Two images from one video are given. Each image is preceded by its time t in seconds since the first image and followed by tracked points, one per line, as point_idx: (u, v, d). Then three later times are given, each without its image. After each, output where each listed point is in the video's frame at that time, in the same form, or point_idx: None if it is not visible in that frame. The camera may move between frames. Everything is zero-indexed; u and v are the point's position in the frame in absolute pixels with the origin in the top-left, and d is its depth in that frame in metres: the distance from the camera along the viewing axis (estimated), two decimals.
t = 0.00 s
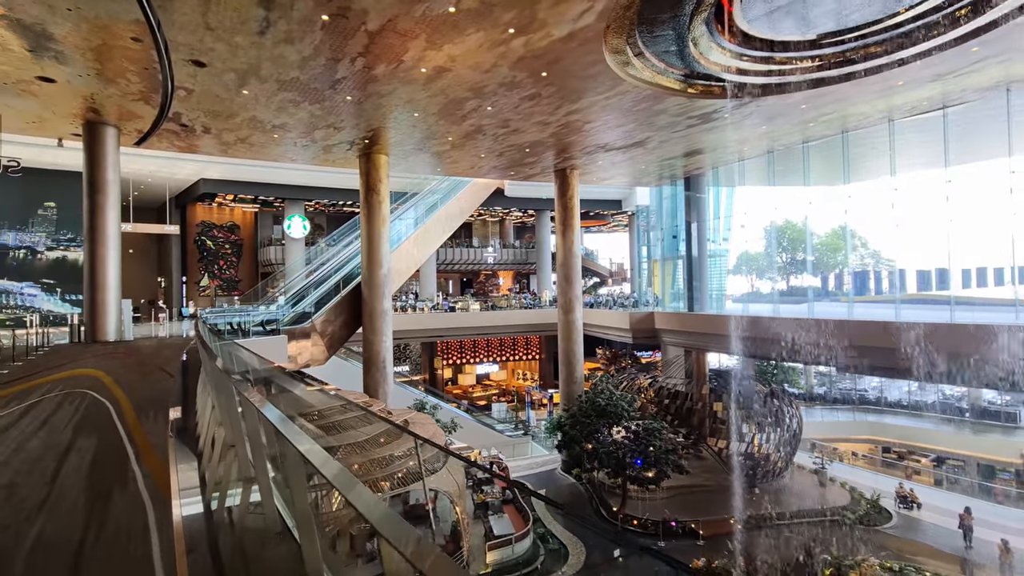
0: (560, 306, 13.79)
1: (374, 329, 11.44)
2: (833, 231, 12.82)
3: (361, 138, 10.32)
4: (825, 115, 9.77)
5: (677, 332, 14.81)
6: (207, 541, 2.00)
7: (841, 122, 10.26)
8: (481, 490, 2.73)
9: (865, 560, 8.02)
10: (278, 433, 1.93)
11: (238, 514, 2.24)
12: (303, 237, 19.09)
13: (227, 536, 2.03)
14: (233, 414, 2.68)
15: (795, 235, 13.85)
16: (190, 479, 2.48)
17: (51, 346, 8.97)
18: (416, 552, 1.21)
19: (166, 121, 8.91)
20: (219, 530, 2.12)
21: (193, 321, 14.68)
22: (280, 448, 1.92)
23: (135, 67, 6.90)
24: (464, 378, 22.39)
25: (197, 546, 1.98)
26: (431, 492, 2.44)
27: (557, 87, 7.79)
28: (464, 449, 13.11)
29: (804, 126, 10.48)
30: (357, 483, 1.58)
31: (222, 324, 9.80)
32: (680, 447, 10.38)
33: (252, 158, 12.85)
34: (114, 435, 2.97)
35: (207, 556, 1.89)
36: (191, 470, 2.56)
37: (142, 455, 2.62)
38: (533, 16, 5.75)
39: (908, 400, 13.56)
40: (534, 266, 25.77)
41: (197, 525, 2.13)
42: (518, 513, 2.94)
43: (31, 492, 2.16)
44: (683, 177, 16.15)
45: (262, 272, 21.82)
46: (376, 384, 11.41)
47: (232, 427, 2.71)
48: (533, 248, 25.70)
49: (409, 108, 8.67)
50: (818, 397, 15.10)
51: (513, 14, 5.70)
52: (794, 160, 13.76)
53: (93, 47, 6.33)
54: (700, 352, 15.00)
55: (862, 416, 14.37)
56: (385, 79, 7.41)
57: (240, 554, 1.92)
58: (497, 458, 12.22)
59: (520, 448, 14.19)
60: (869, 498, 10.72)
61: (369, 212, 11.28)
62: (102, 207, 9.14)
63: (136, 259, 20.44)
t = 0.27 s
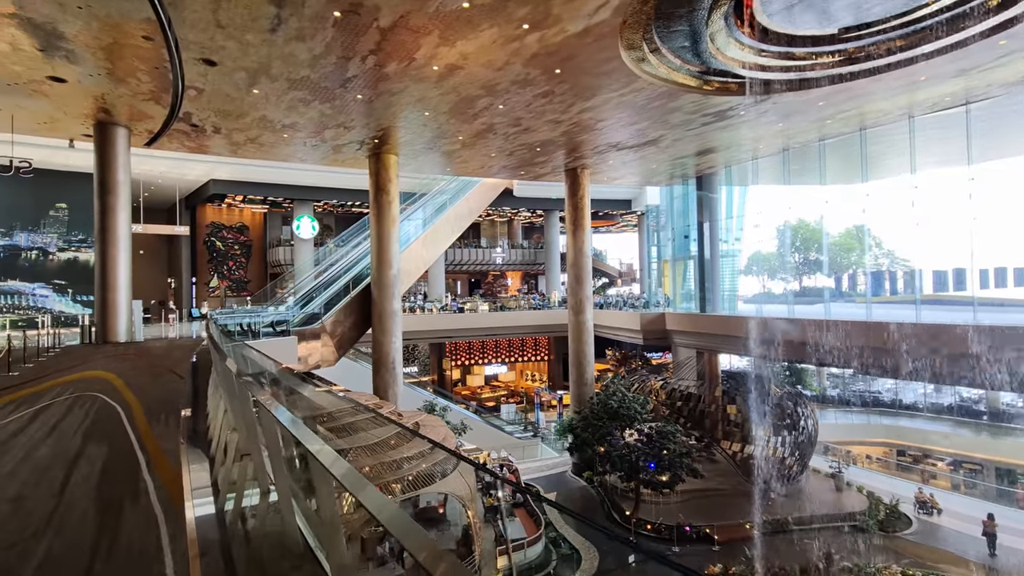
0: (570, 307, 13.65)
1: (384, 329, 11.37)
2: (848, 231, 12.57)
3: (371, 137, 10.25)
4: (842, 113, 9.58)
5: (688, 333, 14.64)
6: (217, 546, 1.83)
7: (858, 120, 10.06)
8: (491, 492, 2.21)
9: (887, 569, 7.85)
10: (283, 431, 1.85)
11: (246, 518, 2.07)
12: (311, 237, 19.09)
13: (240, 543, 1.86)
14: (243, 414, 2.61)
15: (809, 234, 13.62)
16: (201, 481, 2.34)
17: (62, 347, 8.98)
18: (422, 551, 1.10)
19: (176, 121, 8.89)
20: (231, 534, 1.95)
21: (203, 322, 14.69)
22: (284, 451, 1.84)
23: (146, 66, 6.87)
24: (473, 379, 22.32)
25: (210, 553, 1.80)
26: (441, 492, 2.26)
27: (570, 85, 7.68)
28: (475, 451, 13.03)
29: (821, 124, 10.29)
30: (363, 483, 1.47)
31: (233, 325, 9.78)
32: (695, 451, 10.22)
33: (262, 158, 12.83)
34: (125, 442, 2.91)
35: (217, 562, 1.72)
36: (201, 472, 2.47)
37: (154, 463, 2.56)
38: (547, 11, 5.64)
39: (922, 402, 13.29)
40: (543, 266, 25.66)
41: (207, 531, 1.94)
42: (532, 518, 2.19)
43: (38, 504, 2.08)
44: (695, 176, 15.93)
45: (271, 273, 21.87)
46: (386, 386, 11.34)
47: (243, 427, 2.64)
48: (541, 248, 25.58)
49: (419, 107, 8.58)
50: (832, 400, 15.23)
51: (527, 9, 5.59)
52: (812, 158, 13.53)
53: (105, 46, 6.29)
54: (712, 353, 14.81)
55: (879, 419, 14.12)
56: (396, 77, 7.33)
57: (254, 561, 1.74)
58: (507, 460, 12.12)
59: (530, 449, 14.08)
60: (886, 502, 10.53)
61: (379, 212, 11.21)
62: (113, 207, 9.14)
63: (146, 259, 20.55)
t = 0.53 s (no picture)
0: (580, 307, 13.52)
1: (393, 329, 11.28)
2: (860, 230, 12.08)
3: (381, 136, 10.18)
4: (860, 110, 9.40)
5: (700, 333, 14.43)
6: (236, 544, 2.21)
7: (876, 118, 9.88)
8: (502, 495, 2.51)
9: None
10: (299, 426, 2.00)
11: (259, 516, 2.47)
12: (320, 237, 19.06)
13: (256, 539, 2.23)
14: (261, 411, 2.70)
15: (821, 234, 13.21)
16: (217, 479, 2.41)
17: (72, 347, 8.96)
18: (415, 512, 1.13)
19: (186, 119, 8.86)
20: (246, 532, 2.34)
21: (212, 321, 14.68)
22: (303, 446, 1.97)
23: (156, 64, 6.83)
24: (480, 379, 22.23)
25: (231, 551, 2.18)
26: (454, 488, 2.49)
27: (583, 81, 7.56)
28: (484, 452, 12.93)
29: (837, 122, 10.12)
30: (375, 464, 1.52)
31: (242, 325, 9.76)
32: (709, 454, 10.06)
33: (271, 158, 12.79)
34: (137, 446, 2.81)
35: (236, 559, 2.08)
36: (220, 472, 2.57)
37: (167, 469, 2.45)
38: (563, 6, 5.55)
39: (938, 405, 13.04)
40: (551, 266, 25.53)
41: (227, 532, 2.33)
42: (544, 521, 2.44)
43: (46, 514, 1.98)
44: (705, 175, 15.69)
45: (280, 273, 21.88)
46: (395, 387, 11.25)
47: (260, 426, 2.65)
48: (549, 248, 25.45)
49: (430, 105, 8.50)
50: (847, 403, 15.03)
51: (542, 4, 5.50)
52: (826, 156, 13.08)
53: (116, 43, 6.25)
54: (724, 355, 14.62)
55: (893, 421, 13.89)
56: (408, 74, 7.25)
57: (270, 554, 2.10)
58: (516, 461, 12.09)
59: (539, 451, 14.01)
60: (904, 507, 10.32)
61: (389, 211, 11.14)
62: (123, 206, 9.11)
63: (155, 259, 20.61)
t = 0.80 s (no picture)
0: (589, 308, 13.38)
1: (401, 330, 11.19)
2: (872, 231, 11.94)
3: (389, 135, 10.09)
4: (877, 108, 9.22)
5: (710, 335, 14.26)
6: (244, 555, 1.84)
7: (893, 116, 9.69)
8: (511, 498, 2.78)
9: None
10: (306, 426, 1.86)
11: (273, 520, 2.04)
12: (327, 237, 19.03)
13: (267, 546, 1.85)
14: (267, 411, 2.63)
15: (833, 234, 13.10)
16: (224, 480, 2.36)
17: (81, 347, 8.92)
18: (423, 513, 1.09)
19: (194, 119, 8.81)
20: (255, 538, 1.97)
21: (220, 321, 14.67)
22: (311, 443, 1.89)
23: (165, 62, 6.76)
24: (487, 380, 22.14)
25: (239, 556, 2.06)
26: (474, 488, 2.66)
27: (596, 78, 7.44)
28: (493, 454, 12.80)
29: (853, 120, 9.94)
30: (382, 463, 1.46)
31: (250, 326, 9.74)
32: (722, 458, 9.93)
33: (279, 157, 12.74)
34: (144, 452, 2.72)
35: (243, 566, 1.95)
36: (225, 470, 2.53)
37: (177, 477, 2.37)
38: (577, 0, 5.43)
39: (952, 407, 12.78)
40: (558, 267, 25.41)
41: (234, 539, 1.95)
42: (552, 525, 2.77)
43: (51, 528, 1.88)
44: (716, 174, 15.52)
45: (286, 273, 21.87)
46: (403, 388, 11.15)
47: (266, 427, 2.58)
48: (556, 249, 25.32)
49: (440, 103, 8.41)
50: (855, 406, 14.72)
51: None
52: (840, 155, 12.85)
53: (124, 40, 6.18)
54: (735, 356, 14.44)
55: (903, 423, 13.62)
56: (418, 72, 7.15)
57: (282, 559, 1.76)
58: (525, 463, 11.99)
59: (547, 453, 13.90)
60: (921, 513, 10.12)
61: (397, 211, 11.05)
62: (131, 206, 9.07)
63: (163, 260, 20.65)
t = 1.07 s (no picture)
0: (598, 308, 13.23)
1: (408, 329, 11.10)
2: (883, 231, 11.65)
3: (397, 133, 9.99)
4: (893, 105, 9.04)
5: (719, 335, 14.09)
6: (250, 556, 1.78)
7: (910, 113, 9.50)
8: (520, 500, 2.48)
9: None
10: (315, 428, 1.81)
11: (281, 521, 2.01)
12: (333, 236, 18.97)
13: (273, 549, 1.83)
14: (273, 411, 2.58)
15: (844, 234, 12.60)
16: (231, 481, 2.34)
17: (87, 346, 8.87)
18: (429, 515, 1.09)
19: (201, 116, 8.73)
20: (264, 539, 1.96)
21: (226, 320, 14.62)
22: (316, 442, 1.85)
23: (171, 57, 6.67)
24: (493, 380, 22.02)
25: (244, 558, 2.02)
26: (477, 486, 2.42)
27: (607, 74, 7.31)
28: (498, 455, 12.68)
29: (868, 117, 9.75)
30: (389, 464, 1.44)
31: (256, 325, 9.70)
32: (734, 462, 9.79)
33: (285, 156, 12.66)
34: (147, 459, 2.62)
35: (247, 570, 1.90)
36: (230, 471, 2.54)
37: (180, 486, 2.26)
38: None
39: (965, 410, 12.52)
40: (565, 266, 25.26)
41: (238, 536, 1.94)
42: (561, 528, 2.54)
43: (45, 543, 1.76)
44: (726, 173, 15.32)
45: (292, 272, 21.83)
46: (410, 387, 11.04)
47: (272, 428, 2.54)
48: (563, 248, 25.18)
49: (449, 100, 8.30)
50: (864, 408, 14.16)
51: None
52: (855, 153, 12.57)
53: (130, 35, 6.10)
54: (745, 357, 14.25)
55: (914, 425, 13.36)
56: (427, 67, 7.04)
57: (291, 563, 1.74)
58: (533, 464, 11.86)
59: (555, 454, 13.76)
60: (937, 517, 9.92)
61: (404, 209, 10.94)
62: (137, 204, 8.99)
63: (170, 258, 20.66)
